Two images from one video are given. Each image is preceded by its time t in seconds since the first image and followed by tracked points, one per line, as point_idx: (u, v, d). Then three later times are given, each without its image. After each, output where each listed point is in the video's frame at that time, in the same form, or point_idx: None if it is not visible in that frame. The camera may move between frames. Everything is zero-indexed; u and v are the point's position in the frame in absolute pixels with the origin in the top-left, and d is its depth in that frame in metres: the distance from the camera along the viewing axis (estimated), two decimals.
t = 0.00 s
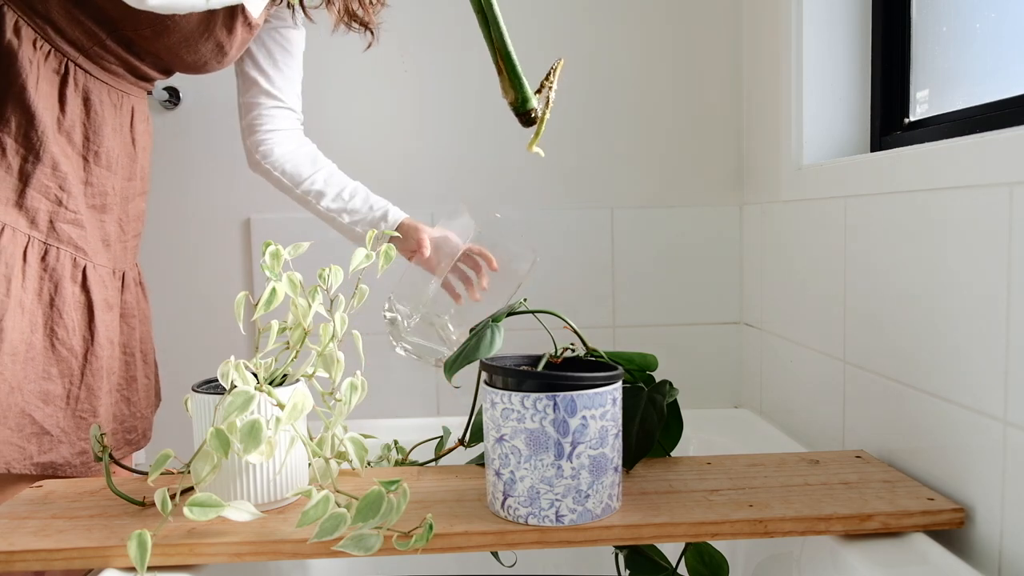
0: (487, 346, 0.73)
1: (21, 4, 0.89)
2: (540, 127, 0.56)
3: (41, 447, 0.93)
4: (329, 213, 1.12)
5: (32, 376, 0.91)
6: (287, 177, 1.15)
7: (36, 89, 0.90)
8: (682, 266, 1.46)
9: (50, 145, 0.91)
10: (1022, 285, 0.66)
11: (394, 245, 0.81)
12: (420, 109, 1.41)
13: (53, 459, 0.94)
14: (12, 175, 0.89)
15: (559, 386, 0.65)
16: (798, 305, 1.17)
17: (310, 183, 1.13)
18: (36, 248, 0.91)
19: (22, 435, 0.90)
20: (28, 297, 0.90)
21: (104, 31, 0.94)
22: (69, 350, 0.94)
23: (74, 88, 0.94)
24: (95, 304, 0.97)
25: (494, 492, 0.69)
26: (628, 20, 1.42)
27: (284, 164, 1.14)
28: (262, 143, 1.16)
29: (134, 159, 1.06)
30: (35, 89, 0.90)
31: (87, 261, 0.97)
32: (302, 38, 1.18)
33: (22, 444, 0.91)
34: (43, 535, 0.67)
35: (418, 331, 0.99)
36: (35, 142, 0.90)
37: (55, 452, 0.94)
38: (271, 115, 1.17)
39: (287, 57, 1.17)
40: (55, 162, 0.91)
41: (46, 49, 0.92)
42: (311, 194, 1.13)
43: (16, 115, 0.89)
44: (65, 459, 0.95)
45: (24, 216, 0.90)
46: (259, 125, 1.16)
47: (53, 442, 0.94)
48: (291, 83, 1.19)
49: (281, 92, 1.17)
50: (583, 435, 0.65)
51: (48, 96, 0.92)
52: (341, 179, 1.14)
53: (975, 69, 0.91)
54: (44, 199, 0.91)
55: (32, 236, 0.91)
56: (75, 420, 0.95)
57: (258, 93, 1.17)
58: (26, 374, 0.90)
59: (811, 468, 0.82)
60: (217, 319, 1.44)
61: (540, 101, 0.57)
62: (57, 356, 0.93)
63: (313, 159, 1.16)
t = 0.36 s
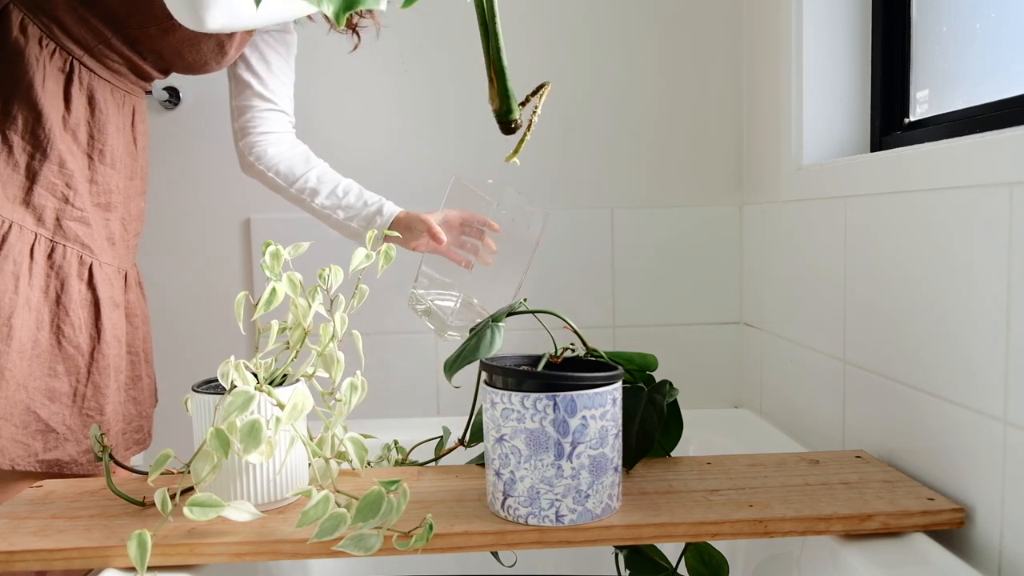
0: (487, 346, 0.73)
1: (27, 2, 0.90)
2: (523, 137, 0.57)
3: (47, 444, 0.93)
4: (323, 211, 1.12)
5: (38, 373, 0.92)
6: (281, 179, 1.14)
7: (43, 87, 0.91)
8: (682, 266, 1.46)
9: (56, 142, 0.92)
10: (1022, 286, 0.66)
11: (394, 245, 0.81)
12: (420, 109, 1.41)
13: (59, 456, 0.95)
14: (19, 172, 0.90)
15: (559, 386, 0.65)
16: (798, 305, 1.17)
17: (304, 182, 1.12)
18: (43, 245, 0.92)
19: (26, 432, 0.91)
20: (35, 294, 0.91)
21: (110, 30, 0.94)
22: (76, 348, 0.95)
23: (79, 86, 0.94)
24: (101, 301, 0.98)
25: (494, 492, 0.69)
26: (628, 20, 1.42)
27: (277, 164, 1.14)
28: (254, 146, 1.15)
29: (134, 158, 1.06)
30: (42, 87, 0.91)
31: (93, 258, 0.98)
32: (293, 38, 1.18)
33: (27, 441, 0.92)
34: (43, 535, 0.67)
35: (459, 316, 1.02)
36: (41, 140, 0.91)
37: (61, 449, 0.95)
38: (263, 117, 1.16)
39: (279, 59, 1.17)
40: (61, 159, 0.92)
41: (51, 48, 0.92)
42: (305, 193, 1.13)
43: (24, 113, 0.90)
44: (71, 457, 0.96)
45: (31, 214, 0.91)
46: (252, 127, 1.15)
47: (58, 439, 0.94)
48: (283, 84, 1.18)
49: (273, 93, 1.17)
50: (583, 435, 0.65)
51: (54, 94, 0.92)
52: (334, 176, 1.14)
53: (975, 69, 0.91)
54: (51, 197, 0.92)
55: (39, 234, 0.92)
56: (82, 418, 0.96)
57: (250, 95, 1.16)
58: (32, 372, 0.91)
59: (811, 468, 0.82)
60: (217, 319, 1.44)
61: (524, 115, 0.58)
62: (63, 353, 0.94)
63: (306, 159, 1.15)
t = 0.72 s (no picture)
0: (487, 346, 0.73)
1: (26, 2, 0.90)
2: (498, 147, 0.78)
3: (48, 442, 0.94)
4: (315, 213, 1.13)
5: (38, 371, 0.92)
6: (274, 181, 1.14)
7: (42, 87, 0.91)
8: (682, 266, 1.46)
9: (55, 142, 0.92)
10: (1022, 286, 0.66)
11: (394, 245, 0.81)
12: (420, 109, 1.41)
13: (60, 454, 0.95)
14: (19, 172, 0.91)
15: (560, 386, 0.65)
16: (798, 305, 1.17)
17: (297, 184, 1.13)
18: (43, 244, 0.93)
19: (27, 429, 0.92)
20: (36, 292, 0.92)
21: (109, 30, 0.94)
22: (77, 347, 0.95)
23: (78, 86, 0.94)
24: (102, 300, 0.98)
25: (494, 492, 0.69)
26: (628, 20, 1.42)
27: (269, 167, 1.14)
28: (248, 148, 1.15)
29: (132, 159, 1.06)
30: (41, 86, 0.91)
31: (94, 258, 0.98)
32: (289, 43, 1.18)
33: (28, 439, 0.92)
34: (43, 535, 0.67)
35: (454, 313, 1.02)
36: (41, 140, 0.91)
37: (62, 447, 0.95)
38: (256, 120, 1.16)
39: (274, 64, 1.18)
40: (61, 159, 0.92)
41: (49, 48, 0.92)
42: (297, 195, 1.13)
43: (23, 114, 0.91)
44: (72, 454, 0.96)
45: (32, 213, 0.92)
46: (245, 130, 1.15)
47: (59, 437, 0.94)
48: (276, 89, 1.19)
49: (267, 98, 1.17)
50: (583, 435, 0.65)
51: (53, 95, 0.92)
52: (327, 179, 1.15)
53: (975, 69, 0.91)
54: (52, 195, 0.93)
55: (40, 233, 0.92)
56: (83, 417, 0.96)
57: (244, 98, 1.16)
58: (32, 370, 0.92)
59: (811, 468, 0.82)
60: (217, 319, 1.44)
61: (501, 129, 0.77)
62: (64, 352, 0.94)
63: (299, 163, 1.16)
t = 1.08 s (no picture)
0: (488, 346, 0.73)
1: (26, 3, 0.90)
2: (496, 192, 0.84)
3: (45, 441, 0.93)
4: (315, 215, 1.13)
5: (37, 371, 0.92)
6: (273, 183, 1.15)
7: (42, 87, 0.91)
8: (682, 266, 1.46)
9: (54, 142, 0.92)
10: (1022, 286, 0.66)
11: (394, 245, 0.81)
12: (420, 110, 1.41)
13: (57, 453, 0.95)
14: (18, 172, 0.91)
15: (559, 386, 0.65)
16: (798, 304, 1.17)
17: (296, 186, 1.14)
18: (42, 244, 0.93)
19: (25, 429, 0.91)
20: (35, 292, 0.92)
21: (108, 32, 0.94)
22: (74, 347, 0.95)
23: (77, 87, 0.94)
24: (100, 301, 0.99)
25: (494, 492, 0.69)
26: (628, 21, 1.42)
27: (269, 169, 1.15)
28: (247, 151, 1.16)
29: (130, 159, 1.06)
30: (41, 87, 0.91)
31: (92, 258, 0.98)
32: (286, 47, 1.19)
33: (26, 437, 0.92)
34: (43, 535, 0.67)
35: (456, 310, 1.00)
36: (40, 141, 0.91)
37: (58, 447, 0.95)
38: (255, 123, 1.17)
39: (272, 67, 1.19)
40: (60, 159, 0.92)
41: (49, 48, 0.92)
42: (297, 197, 1.14)
43: (23, 114, 0.91)
44: (69, 454, 0.96)
45: (31, 213, 0.91)
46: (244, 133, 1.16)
47: (57, 436, 0.94)
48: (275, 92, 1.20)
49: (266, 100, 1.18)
50: (583, 435, 0.65)
51: (53, 95, 0.92)
52: (327, 180, 1.15)
53: (975, 69, 0.91)
54: (51, 196, 0.93)
55: (39, 233, 0.92)
56: (79, 416, 0.96)
57: (243, 101, 1.17)
58: (32, 371, 0.92)
59: (811, 468, 0.82)
60: (217, 320, 1.44)
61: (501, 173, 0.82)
62: (62, 351, 0.95)
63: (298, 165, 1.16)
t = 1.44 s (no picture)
0: (488, 346, 0.73)
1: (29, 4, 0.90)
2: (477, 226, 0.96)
3: (45, 440, 0.93)
4: (319, 218, 1.13)
5: (38, 370, 0.92)
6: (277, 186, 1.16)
7: (44, 88, 0.92)
8: (682, 266, 1.46)
9: (56, 142, 0.93)
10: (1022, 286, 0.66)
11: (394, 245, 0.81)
12: (420, 110, 1.41)
13: (57, 452, 0.94)
14: (21, 172, 0.91)
15: (560, 386, 0.65)
16: (798, 304, 1.17)
17: (300, 188, 1.14)
18: (44, 243, 0.93)
19: (26, 427, 0.91)
20: (37, 292, 0.92)
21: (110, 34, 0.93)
22: (75, 346, 0.95)
23: (78, 88, 0.95)
24: (102, 300, 0.99)
25: (494, 492, 0.69)
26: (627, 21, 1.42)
27: (273, 172, 1.15)
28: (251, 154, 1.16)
29: (131, 160, 1.06)
30: (43, 87, 0.92)
31: (94, 258, 0.99)
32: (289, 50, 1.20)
33: (26, 436, 0.91)
34: (43, 535, 0.67)
35: (459, 312, 1.01)
36: (42, 140, 0.92)
37: (58, 446, 0.94)
38: (259, 127, 1.17)
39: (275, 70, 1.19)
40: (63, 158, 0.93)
41: (51, 49, 0.92)
42: (301, 200, 1.14)
43: (24, 114, 0.91)
44: (69, 453, 0.96)
45: (33, 213, 0.92)
46: (248, 136, 1.17)
47: (57, 435, 0.94)
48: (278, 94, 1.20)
49: (269, 103, 1.18)
50: (583, 435, 0.65)
51: (54, 96, 0.93)
52: (330, 183, 1.15)
53: (975, 69, 0.91)
54: (53, 195, 0.93)
55: (40, 232, 0.92)
56: (80, 415, 0.96)
57: (247, 104, 1.17)
58: (34, 369, 0.92)
59: (811, 468, 0.82)
60: (217, 320, 1.44)
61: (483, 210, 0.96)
62: (63, 350, 0.94)
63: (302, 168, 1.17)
